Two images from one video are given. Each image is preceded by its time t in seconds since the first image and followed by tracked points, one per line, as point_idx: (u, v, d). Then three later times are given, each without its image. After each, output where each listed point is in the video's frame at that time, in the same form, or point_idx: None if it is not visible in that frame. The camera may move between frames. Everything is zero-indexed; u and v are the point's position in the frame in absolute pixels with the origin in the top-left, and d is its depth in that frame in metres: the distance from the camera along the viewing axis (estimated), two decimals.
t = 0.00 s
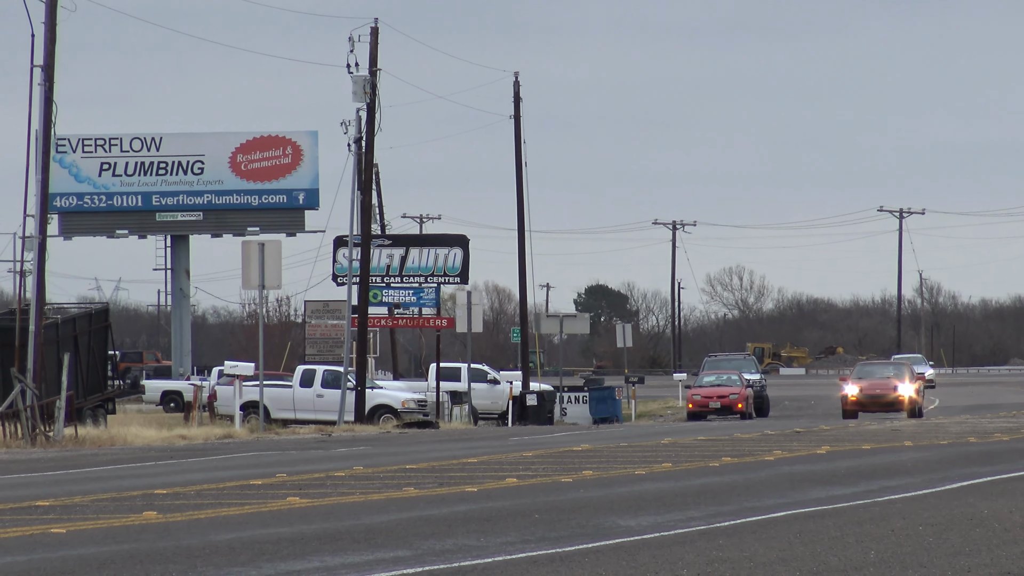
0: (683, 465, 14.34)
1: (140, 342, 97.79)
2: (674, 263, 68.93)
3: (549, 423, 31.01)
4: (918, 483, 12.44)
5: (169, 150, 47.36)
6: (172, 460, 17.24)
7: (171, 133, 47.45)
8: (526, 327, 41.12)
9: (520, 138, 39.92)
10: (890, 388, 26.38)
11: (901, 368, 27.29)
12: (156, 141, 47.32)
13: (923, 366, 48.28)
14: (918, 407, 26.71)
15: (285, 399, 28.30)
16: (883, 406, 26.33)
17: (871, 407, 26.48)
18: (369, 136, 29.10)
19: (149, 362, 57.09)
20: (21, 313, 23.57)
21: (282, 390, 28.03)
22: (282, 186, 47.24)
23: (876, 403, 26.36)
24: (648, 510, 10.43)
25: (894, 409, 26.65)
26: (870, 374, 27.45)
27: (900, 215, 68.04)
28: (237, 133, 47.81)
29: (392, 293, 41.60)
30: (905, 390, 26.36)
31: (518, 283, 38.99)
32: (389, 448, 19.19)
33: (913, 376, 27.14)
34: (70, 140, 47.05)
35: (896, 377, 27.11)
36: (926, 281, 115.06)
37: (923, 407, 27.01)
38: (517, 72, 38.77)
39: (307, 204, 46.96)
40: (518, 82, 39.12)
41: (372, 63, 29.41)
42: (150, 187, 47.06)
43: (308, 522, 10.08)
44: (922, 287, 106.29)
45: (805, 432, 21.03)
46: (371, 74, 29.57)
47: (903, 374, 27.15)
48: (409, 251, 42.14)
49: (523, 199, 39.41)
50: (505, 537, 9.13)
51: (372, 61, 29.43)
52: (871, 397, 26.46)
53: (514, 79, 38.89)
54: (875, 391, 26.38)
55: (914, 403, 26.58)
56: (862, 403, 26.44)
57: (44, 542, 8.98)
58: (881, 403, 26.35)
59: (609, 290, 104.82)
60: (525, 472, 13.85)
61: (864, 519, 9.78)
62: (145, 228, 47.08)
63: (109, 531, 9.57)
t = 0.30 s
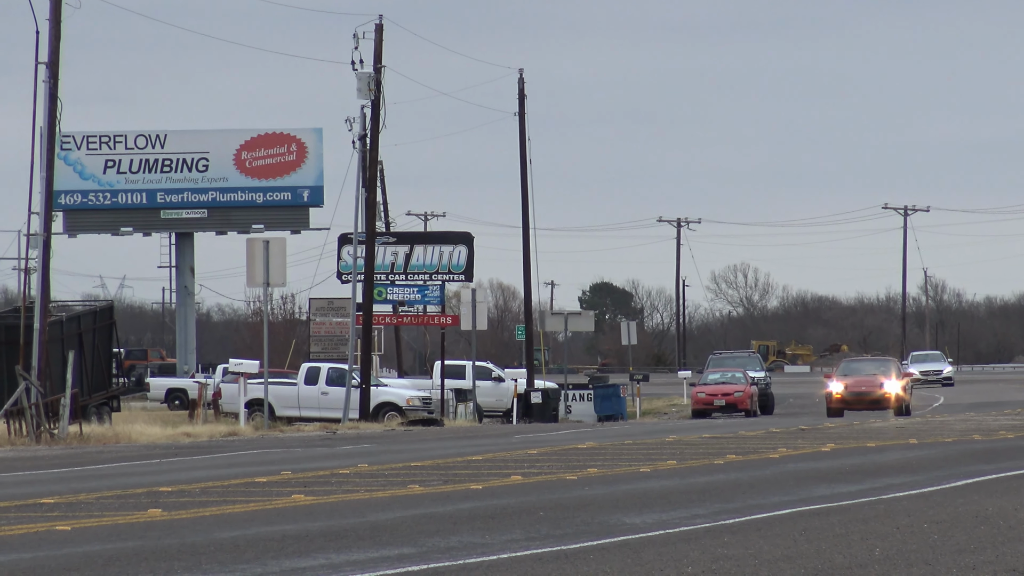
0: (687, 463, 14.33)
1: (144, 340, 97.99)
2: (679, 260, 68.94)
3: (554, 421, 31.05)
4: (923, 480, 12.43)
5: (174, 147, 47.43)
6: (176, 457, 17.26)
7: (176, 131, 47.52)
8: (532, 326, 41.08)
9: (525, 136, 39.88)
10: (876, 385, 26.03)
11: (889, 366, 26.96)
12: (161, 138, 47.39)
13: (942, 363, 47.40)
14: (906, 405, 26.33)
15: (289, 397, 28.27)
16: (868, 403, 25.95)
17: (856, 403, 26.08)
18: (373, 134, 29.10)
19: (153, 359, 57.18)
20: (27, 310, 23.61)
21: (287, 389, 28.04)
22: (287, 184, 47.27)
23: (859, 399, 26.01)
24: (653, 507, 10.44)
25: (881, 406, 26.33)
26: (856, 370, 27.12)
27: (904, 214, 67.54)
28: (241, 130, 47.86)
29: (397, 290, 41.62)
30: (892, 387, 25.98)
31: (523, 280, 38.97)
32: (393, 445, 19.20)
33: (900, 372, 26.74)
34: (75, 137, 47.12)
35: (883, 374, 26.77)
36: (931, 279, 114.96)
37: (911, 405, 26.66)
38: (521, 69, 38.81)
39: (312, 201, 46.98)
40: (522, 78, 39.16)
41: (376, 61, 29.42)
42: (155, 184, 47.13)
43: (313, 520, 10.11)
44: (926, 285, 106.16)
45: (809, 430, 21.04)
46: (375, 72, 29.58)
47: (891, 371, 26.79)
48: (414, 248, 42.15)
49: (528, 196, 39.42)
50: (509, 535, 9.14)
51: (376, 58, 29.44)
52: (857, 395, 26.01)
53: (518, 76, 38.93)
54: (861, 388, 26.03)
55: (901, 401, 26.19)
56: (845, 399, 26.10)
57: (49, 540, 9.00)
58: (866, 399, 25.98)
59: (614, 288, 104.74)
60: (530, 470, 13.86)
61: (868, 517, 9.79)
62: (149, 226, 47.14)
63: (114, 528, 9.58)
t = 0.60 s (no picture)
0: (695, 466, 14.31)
1: (152, 343, 98.30)
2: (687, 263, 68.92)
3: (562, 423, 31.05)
4: (931, 483, 12.39)
5: (182, 150, 47.57)
6: (185, 460, 17.29)
7: (184, 134, 47.66)
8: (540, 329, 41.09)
9: (533, 139, 39.93)
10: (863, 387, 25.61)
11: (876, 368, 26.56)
12: (169, 141, 47.53)
13: (963, 367, 46.66)
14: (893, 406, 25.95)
15: (297, 400, 28.31)
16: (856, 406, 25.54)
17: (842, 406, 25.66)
18: (381, 137, 29.15)
19: (162, 362, 57.32)
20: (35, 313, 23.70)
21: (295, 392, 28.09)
22: (295, 186, 47.37)
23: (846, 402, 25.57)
24: (661, 510, 10.42)
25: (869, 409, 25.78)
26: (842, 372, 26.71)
27: (913, 215, 67.60)
28: (249, 133, 47.97)
29: (405, 293, 41.65)
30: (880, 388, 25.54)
31: (531, 283, 38.99)
32: (401, 448, 19.22)
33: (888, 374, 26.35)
34: (83, 140, 47.25)
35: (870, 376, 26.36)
36: (939, 282, 114.74)
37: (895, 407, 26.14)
38: (529, 72, 38.87)
39: (320, 204, 47.09)
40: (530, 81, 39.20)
41: (384, 64, 29.49)
42: (163, 187, 47.21)
43: (321, 523, 10.12)
44: (934, 287, 105.90)
45: (817, 432, 20.99)
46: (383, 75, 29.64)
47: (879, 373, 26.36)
48: (422, 251, 42.20)
49: (536, 198, 39.44)
50: (518, 537, 9.14)
51: (384, 61, 29.50)
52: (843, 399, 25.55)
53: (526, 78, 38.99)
54: (848, 391, 25.63)
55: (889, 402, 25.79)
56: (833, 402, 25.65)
57: (57, 543, 9.02)
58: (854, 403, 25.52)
59: (622, 290, 104.68)
60: (538, 473, 13.86)
61: (876, 519, 9.77)
62: (157, 229, 47.22)
63: (122, 532, 9.61)
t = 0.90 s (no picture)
0: (703, 467, 14.30)
1: (160, 344, 98.53)
2: (695, 263, 68.99)
3: (570, 424, 31.07)
4: (940, 483, 12.37)
5: (190, 152, 47.70)
6: (193, 462, 17.33)
7: (192, 136, 47.78)
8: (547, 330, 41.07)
9: (540, 140, 39.93)
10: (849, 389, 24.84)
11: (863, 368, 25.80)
12: (177, 143, 47.66)
13: (981, 367, 46.17)
14: (881, 409, 25.18)
15: (305, 402, 28.36)
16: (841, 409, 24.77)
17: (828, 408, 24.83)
18: (389, 138, 29.19)
19: (171, 364, 57.43)
20: (43, 316, 23.77)
21: (304, 393, 28.17)
22: (303, 188, 47.45)
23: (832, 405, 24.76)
24: (670, 511, 10.42)
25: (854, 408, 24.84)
26: (825, 373, 25.95)
27: (921, 215, 67.58)
28: (257, 135, 48.08)
29: (413, 295, 41.67)
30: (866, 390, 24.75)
31: (539, 284, 38.99)
32: (409, 450, 19.24)
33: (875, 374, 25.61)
34: (91, 143, 47.35)
35: (857, 377, 25.58)
36: (947, 281, 114.49)
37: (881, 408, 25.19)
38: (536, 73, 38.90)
39: (328, 206, 47.18)
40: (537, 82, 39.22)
41: (391, 65, 29.50)
42: (171, 189, 47.33)
43: (330, 524, 10.14)
44: (943, 288, 105.67)
45: (825, 433, 20.96)
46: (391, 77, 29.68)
47: (866, 374, 25.56)
48: (430, 253, 42.20)
49: (544, 200, 39.45)
50: (527, 539, 9.15)
51: (391, 63, 29.51)
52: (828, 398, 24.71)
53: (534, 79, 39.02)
54: (834, 392, 24.85)
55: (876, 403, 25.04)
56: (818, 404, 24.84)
57: (66, 545, 9.05)
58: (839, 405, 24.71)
59: (630, 291, 104.61)
60: (547, 474, 13.86)
61: (885, 520, 9.75)
62: (165, 231, 47.34)
63: (132, 533, 9.65)
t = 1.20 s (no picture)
0: (712, 464, 14.30)
1: (169, 343, 98.74)
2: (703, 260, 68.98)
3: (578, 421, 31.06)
4: (949, 480, 12.34)
5: (198, 151, 47.81)
6: (201, 460, 17.36)
7: (200, 135, 47.93)
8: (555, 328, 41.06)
9: (548, 138, 39.95)
10: (835, 387, 23.84)
11: (848, 366, 24.78)
12: (185, 142, 47.79)
13: (999, 363, 45.85)
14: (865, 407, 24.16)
15: (314, 400, 28.33)
16: (827, 407, 23.75)
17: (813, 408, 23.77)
18: (397, 136, 29.23)
19: (179, 363, 57.57)
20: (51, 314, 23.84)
21: (313, 391, 28.22)
22: (311, 186, 47.53)
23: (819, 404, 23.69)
24: (678, 508, 10.41)
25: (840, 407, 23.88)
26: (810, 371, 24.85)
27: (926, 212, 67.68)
28: (265, 134, 48.16)
29: (421, 293, 41.79)
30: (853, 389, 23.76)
31: (547, 282, 39.00)
32: (419, 447, 19.27)
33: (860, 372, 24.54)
34: (99, 142, 47.52)
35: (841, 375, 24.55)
36: (954, 278, 114.37)
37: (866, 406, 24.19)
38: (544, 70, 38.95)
39: (336, 204, 47.22)
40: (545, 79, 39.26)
41: (399, 64, 29.55)
42: (179, 188, 47.43)
43: (340, 522, 10.16)
44: (951, 284, 105.53)
45: (834, 429, 20.93)
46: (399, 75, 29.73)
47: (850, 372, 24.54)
48: (438, 251, 42.24)
49: (551, 197, 39.47)
50: (535, 536, 9.15)
51: (399, 61, 29.56)
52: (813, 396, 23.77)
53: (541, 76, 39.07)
54: (819, 391, 23.79)
55: (861, 402, 24.14)
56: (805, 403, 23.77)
57: (76, 544, 9.08)
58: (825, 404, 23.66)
59: (638, 288, 104.56)
60: (555, 471, 13.86)
61: (893, 516, 9.74)
62: (173, 229, 47.44)
63: (141, 531, 9.67)
